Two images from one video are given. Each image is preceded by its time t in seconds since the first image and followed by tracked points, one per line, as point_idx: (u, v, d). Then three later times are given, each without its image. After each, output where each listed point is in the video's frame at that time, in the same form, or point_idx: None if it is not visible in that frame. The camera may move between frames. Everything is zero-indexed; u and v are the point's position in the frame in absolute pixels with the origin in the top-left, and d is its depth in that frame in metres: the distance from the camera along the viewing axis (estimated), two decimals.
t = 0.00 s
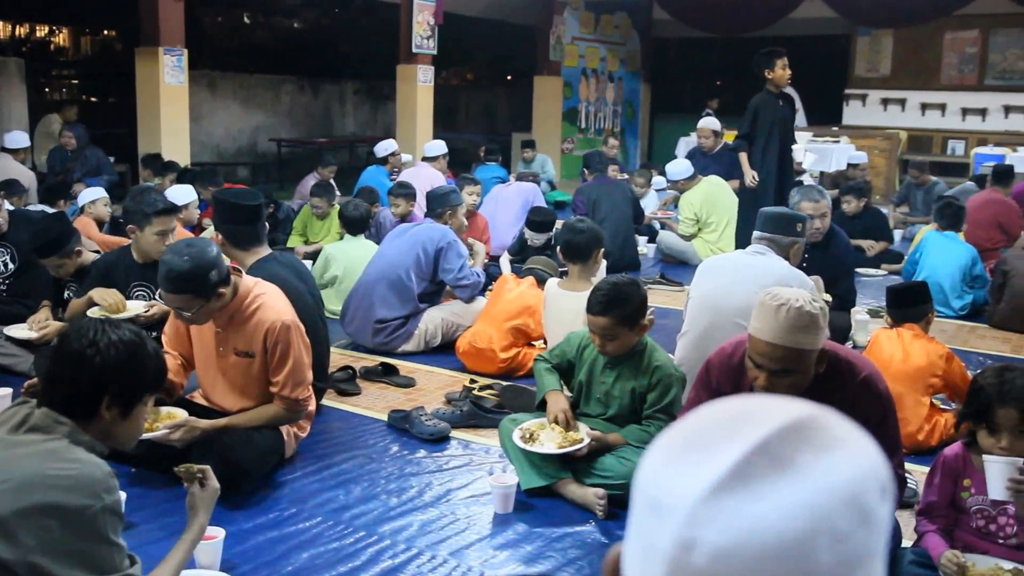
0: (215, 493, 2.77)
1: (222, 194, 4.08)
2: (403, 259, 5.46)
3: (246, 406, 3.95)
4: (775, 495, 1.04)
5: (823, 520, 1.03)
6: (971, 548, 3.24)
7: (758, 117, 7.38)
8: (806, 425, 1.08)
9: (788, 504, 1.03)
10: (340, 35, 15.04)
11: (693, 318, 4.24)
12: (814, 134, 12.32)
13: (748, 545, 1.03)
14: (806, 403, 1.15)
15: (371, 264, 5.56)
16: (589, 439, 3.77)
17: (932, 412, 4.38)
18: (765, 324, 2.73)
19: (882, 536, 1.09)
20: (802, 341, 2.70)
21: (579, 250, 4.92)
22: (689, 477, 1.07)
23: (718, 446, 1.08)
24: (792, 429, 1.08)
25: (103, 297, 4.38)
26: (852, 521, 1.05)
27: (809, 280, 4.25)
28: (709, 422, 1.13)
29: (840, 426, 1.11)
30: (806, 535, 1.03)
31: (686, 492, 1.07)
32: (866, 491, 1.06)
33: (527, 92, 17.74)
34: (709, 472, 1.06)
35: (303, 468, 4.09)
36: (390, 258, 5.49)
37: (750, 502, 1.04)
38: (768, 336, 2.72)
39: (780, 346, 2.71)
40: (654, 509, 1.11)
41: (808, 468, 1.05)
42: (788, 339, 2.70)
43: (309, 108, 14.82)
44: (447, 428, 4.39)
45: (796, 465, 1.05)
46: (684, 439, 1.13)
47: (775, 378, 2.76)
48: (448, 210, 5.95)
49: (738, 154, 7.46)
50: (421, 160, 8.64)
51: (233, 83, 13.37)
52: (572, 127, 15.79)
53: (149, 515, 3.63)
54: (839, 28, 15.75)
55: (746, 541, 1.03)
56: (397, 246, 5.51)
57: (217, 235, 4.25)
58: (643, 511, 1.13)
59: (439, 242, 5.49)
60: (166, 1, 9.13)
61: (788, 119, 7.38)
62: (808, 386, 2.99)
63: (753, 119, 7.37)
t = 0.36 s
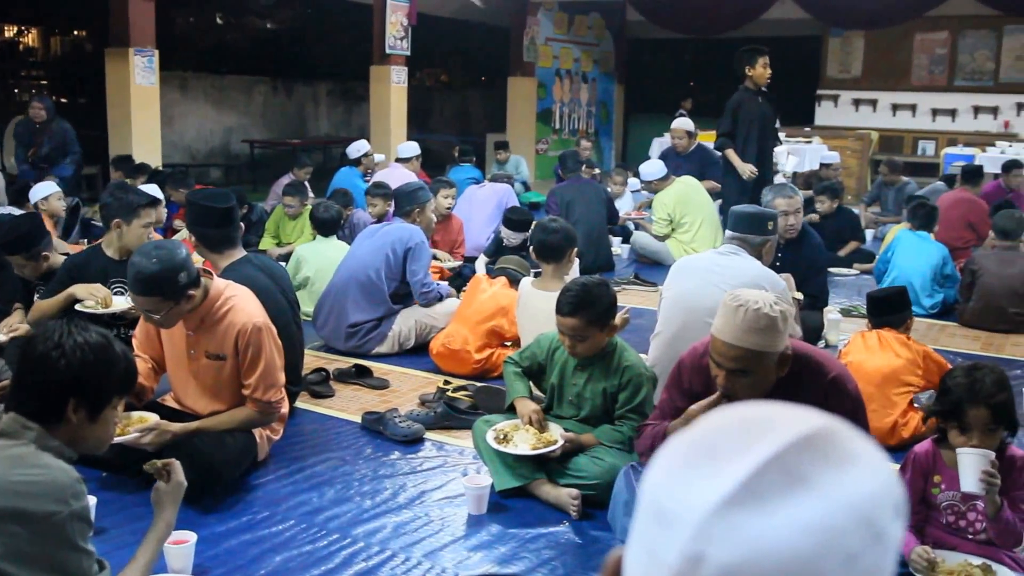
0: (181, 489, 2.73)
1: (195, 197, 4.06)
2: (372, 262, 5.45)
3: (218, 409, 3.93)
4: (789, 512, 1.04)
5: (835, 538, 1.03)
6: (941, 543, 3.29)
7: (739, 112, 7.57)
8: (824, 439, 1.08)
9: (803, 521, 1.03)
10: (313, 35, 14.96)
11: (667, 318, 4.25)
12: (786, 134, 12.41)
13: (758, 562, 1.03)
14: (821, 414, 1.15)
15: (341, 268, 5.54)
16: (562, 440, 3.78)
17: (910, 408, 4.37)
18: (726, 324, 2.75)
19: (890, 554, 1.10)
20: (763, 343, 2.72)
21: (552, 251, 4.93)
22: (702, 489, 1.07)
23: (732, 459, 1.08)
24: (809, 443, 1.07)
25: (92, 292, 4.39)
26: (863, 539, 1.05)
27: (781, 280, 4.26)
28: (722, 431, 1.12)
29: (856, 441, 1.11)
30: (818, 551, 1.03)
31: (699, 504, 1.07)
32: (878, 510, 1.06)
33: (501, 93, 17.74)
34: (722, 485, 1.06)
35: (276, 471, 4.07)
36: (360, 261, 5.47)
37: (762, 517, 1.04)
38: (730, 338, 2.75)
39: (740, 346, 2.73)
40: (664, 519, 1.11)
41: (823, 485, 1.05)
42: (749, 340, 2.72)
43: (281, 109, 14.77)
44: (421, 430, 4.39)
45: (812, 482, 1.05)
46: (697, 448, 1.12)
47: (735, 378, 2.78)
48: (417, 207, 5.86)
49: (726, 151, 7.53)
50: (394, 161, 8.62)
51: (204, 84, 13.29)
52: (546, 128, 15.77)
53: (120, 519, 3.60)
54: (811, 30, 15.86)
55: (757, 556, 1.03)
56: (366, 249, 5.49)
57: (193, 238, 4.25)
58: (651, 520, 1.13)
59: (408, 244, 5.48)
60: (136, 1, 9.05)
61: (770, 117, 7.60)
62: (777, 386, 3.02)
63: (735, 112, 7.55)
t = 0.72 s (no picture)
0: (118, 468, 2.86)
1: (167, 198, 4.02)
2: (339, 264, 5.39)
3: (189, 412, 3.89)
4: (773, 518, 0.99)
5: (820, 546, 0.99)
6: (911, 540, 3.32)
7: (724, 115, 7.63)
8: (809, 444, 1.03)
9: (787, 528, 0.98)
10: (285, 35, 14.88)
11: (639, 320, 4.26)
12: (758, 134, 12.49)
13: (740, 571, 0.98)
14: (806, 420, 1.10)
15: (307, 272, 5.47)
16: (535, 439, 3.78)
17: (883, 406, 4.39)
18: (693, 322, 2.77)
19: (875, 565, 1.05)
20: (731, 340, 2.74)
21: (526, 251, 4.93)
22: (682, 494, 1.02)
23: (713, 462, 1.03)
24: (790, 449, 1.03)
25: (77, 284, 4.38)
26: (848, 548, 1.00)
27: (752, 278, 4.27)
28: (704, 434, 1.07)
29: (842, 447, 1.06)
30: (801, 559, 0.98)
31: (679, 510, 1.02)
32: (864, 518, 1.02)
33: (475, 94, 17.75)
34: (703, 489, 1.01)
35: (248, 474, 4.04)
36: (326, 265, 5.40)
37: (745, 523, 0.99)
38: (698, 336, 2.76)
39: (707, 344, 2.74)
40: (642, 525, 1.06)
41: (808, 491, 1.00)
42: (718, 338, 2.73)
43: (254, 110, 14.69)
44: (394, 432, 4.37)
45: (795, 488, 1.00)
46: (677, 451, 1.07)
47: (706, 376, 2.80)
48: (379, 202, 5.78)
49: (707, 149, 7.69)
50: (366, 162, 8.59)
51: (175, 85, 13.21)
52: (520, 129, 15.75)
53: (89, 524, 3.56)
54: (781, 31, 15.97)
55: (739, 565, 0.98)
56: (331, 252, 5.42)
57: (164, 240, 4.21)
58: (630, 525, 1.08)
59: (375, 245, 5.43)
60: (104, 1, 8.97)
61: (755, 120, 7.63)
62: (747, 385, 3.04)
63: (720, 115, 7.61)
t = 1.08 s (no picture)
0: (83, 473, 2.84)
1: (137, 201, 3.97)
2: (307, 267, 5.34)
3: (159, 416, 3.86)
4: (695, 502, 1.02)
5: (742, 526, 1.02)
6: (882, 537, 3.35)
7: (712, 116, 7.64)
8: (727, 430, 1.07)
9: (710, 509, 1.01)
10: (257, 36, 14.80)
11: (612, 321, 4.28)
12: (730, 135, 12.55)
13: (668, 555, 1.01)
14: (725, 409, 1.14)
15: (275, 275, 5.42)
16: (509, 438, 3.78)
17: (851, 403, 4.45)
18: (666, 325, 2.77)
19: (797, 544, 1.09)
20: (703, 340, 2.75)
21: (500, 251, 4.93)
22: (610, 482, 1.05)
23: (638, 451, 1.06)
24: (710, 435, 1.06)
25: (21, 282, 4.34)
26: (768, 528, 1.04)
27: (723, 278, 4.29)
28: (628, 425, 1.10)
29: (760, 432, 1.10)
30: (727, 540, 1.01)
31: (605, 498, 1.04)
32: (784, 498, 1.06)
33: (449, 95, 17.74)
34: (629, 477, 1.04)
35: (220, 478, 4.02)
36: (293, 268, 5.36)
37: (668, 508, 1.02)
38: (670, 338, 2.77)
39: (680, 346, 2.75)
40: (572, 518, 1.08)
41: (729, 475, 1.04)
42: (690, 339, 2.74)
43: (226, 110, 14.62)
44: (367, 434, 4.36)
45: (716, 473, 1.04)
46: (603, 443, 1.10)
47: (680, 378, 2.81)
48: (343, 200, 5.75)
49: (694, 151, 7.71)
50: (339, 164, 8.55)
51: (146, 85, 13.12)
52: (493, 130, 15.72)
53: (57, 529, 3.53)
54: (753, 31, 16.06)
55: (664, 549, 1.01)
56: (299, 254, 5.38)
57: (134, 242, 4.17)
58: (561, 519, 1.10)
59: (344, 247, 5.40)
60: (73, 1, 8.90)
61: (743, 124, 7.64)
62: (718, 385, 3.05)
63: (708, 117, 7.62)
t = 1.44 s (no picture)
0: (51, 477, 2.80)
1: (105, 203, 3.91)
2: (279, 269, 5.31)
3: (129, 419, 3.82)
4: (644, 497, 1.04)
5: (687, 519, 1.05)
6: (853, 534, 3.37)
7: (705, 114, 7.31)
8: (673, 425, 1.09)
9: (657, 505, 1.04)
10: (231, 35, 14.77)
11: (585, 321, 4.31)
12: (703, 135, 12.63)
13: (616, 550, 1.03)
14: (670, 403, 1.16)
15: (246, 278, 5.39)
16: (482, 438, 3.79)
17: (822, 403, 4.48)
18: (640, 332, 2.77)
19: (741, 534, 1.13)
20: (676, 344, 2.76)
21: (474, 251, 4.92)
22: (557, 480, 1.06)
23: (585, 448, 1.08)
24: (657, 432, 1.08)
25: None
26: (714, 521, 1.07)
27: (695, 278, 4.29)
28: (575, 423, 1.12)
29: (704, 426, 1.13)
30: (672, 534, 1.04)
31: (555, 496, 1.06)
32: (728, 489, 1.09)
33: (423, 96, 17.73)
34: (577, 475, 1.05)
35: (192, 481, 3.99)
36: (265, 270, 5.32)
37: (617, 504, 1.04)
38: (645, 343, 2.77)
39: (655, 350, 2.76)
40: (521, 516, 1.09)
41: (676, 471, 1.06)
42: (664, 342, 2.75)
43: (198, 111, 14.53)
44: (340, 436, 4.35)
45: (663, 468, 1.06)
46: (551, 440, 1.11)
47: (654, 382, 2.82)
48: (315, 201, 5.72)
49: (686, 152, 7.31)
50: (312, 165, 8.52)
51: (116, 86, 13.02)
52: (468, 130, 15.70)
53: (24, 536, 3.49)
54: (727, 32, 16.17)
55: (614, 544, 1.03)
56: (270, 256, 5.34)
57: (102, 245, 4.11)
58: (511, 517, 1.11)
59: (316, 249, 5.38)
60: (41, 1, 8.81)
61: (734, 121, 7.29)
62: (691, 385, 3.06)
63: (700, 115, 7.30)
